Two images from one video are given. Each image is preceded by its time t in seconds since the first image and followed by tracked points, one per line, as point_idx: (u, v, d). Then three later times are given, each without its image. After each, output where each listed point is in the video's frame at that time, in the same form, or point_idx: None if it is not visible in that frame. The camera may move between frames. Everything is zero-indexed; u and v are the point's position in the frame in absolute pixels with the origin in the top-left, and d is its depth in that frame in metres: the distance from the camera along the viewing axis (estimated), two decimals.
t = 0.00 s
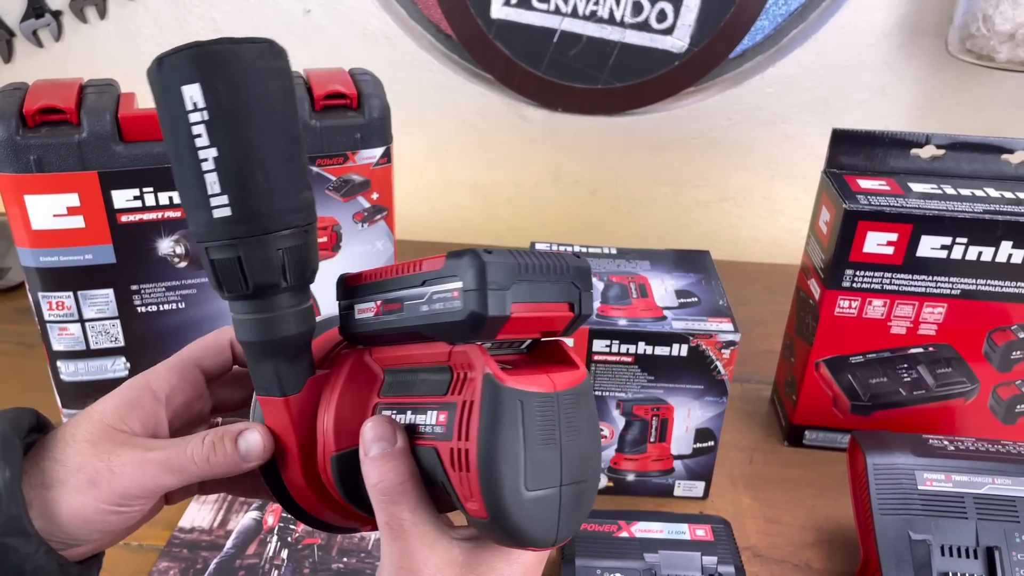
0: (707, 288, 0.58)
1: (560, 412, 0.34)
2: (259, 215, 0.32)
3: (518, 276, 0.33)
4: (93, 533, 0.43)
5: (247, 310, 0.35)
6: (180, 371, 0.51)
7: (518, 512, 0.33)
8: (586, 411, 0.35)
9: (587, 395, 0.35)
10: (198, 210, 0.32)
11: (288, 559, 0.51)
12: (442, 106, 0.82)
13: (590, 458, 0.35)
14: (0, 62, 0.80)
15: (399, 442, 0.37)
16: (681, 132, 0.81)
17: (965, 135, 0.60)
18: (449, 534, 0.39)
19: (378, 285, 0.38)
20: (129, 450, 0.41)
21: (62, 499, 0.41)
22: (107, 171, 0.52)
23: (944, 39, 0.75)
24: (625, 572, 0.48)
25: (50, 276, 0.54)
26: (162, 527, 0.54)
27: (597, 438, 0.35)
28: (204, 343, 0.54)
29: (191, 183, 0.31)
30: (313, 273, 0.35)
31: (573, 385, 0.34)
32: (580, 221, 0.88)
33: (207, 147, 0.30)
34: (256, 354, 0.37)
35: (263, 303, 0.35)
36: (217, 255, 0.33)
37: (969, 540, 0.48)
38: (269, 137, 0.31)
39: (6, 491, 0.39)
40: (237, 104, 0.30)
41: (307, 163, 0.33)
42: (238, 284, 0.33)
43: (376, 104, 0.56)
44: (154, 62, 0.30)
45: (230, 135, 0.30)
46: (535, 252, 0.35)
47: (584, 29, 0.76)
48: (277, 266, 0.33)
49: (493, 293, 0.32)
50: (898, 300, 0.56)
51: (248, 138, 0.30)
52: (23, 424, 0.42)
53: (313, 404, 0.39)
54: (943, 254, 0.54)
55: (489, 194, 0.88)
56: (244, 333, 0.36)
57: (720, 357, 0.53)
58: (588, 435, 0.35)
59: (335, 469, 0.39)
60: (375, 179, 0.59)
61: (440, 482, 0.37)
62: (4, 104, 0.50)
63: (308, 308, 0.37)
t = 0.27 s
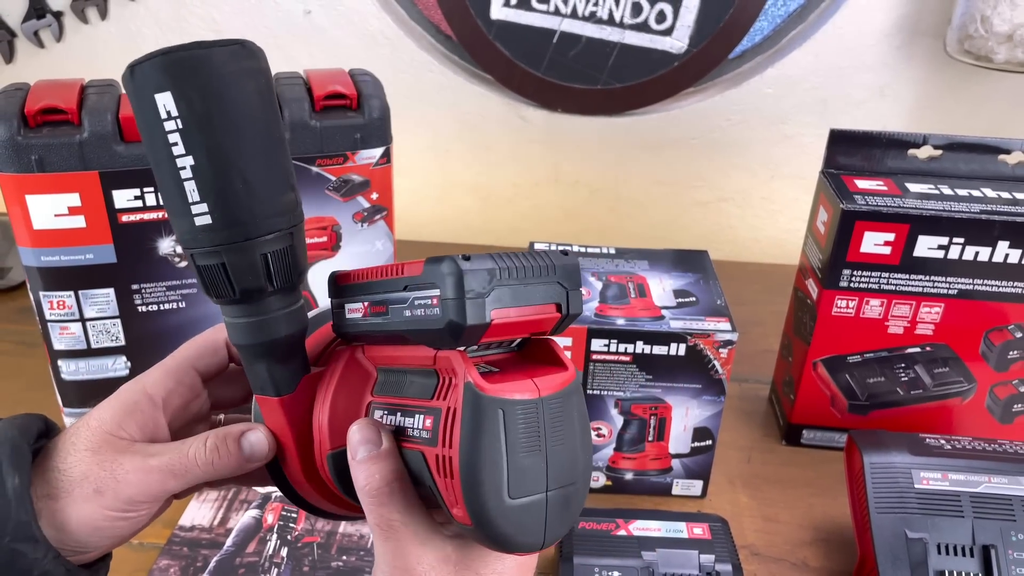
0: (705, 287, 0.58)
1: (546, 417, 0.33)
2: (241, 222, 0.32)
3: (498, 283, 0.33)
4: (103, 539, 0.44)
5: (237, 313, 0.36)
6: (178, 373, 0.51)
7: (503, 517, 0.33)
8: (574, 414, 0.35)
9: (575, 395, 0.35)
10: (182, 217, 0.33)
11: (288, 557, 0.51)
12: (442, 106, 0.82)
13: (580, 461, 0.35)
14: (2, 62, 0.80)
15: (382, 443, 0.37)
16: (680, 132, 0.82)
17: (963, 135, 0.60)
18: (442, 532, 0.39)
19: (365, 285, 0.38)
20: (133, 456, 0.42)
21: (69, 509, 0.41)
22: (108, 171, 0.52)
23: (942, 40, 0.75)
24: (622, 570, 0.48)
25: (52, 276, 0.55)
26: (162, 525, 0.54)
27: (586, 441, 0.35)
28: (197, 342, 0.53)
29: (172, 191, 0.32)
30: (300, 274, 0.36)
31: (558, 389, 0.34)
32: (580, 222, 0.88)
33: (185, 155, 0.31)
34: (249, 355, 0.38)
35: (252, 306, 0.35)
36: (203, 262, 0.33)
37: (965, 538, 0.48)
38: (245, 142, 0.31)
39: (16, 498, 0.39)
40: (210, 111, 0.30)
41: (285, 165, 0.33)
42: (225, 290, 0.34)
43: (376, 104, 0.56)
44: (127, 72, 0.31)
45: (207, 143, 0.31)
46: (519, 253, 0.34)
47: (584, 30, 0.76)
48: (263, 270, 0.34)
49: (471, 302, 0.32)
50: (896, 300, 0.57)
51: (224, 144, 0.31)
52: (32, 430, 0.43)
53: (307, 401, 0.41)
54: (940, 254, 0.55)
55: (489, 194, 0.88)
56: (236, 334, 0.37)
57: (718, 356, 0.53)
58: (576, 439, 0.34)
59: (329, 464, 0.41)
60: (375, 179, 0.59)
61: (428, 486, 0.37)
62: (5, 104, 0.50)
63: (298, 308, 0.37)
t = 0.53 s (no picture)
0: (704, 287, 0.58)
1: (538, 404, 0.33)
2: (235, 216, 0.32)
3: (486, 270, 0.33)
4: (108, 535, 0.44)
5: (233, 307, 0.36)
6: (177, 370, 0.51)
7: (494, 504, 0.33)
8: (568, 401, 0.35)
9: (567, 383, 0.35)
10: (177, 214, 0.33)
11: (288, 555, 0.52)
12: (442, 107, 0.83)
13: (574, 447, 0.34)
14: (3, 62, 0.80)
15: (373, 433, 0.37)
16: (680, 133, 0.82)
17: (962, 136, 0.60)
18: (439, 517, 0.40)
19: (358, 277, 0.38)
20: (135, 452, 0.42)
21: (72, 507, 0.41)
22: (109, 171, 0.52)
23: (942, 41, 0.75)
24: (622, 568, 0.48)
25: (54, 276, 0.55)
26: (163, 523, 0.54)
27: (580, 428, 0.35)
28: (194, 339, 0.53)
29: (167, 188, 0.32)
30: (295, 266, 0.36)
31: (549, 376, 0.34)
32: (580, 223, 0.88)
33: (178, 151, 0.31)
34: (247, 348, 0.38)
35: (248, 300, 0.36)
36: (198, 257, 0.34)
37: (963, 537, 0.48)
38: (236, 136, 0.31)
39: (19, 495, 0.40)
40: (202, 106, 0.30)
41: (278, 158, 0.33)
42: (221, 284, 0.34)
43: (376, 105, 0.57)
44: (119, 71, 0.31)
45: (199, 138, 0.31)
46: (508, 243, 0.34)
47: (584, 31, 0.76)
48: (257, 263, 0.34)
49: (459, 290, 0.32)
50: (894, 300, 0.57)
51: (216, 139, 0.31)
52: (37, 426, 0.43)
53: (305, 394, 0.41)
54: (939, 254, 0.55)
55: (489, 195, 0.88)
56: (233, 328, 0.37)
57: (716, 356, 0.53)
58: (569, 426, 0.34)
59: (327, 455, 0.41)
60: (375, 179, 0.60)
61: (422, 473, 0.37)
62: (8, 104, 0.50)
63: (293, 301, 0.38)
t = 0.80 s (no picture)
0: (703, 288, 0.59)
1: (548, 407, 0.34)
2: (253, 217, 0.33)
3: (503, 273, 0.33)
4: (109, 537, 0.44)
5: (246, 307, 0.36)
6: (185, 372, 0.51)
7: (505, 504, 0.33)
8: (578, 406, 0.35)
9: (577, 388, 0.35)
10: (195, 212, 0.33)
11: (288, 555, 0.52)
12: (443, 108, 0.83)
13: (581, 451, 0.35)
14: (4, 63, 0.81)
15: (385, 433, 0.37)
16: (680, 135, 0.82)
17: (960, 138, 0.61)
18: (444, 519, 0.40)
19: (372, 281, 0.39)
20: (138, 454, 0.42)
21: (74, 509, 0.42)
22: (110, 171, 0.52)
23: (941, 43, 0.75)
24: (621, 568, 0.49)
25: (55, 276, 0.55)
26: (164, 523, 0.54)
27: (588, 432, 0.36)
28: (200, 343, 0.53)
29: (186, 186, 0.33)
30: (309, 269, 0.36)
31: (561, 379, 0.34)
32: (580, 224, 0.88)
33: (200, 151, 0.32)
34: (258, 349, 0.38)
35: (261, 300, 0.36)
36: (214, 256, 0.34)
37: (961, 538, 0.48)
38: (257, 138, 0.32)
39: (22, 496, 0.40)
40: (225, 107, 0.31)
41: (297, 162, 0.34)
42: (236, 284, 0.34)
43: (376, 106, 0.57)
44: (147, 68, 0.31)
45: (221, 138, 0.31)
46: (524, 249, 0.35)
47: (584, 32, 0.76)
48: (272, 265, 0.34)
49: (477, 292, 0.32)
50: (893, 301, 0.57)
51: (238, 140, 0.31)
52: (40, 428, 0.43)
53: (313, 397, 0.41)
54: (937, 255, 0.55)
55: (490, 196, 0.88)
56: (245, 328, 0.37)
57: (715, 356, 0.53)
58: (578, 429, 0.35)
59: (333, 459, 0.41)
60: (375, 180, 0.60)
61: (432, 474, 0.37)
62: (9, 105, 0.50)
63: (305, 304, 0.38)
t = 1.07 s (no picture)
0: (702, 290, 0.59)
1: (592, 427, 0.34)
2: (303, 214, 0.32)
3: (562, 292, 0.34)
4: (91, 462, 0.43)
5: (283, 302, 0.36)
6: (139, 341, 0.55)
7: (546, 522, 0.34)
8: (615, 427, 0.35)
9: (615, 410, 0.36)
10: (240, 202, 0.33)
11: (287, 556, 0.52)
12: (442, 109, 0.83)
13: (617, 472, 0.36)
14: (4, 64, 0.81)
15: (426, 440, 0.37)
16: (678, 136, 0.82)
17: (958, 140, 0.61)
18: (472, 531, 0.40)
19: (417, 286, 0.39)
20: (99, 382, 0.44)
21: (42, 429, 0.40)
22: (109, 173, 0.53)
23: (939, 45, 0.75)
24: (618, 569, 0.49)
25: (54, 277, 0.55)
26: (163, 524, 0.54)
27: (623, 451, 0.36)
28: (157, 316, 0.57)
29: (234, 173, 0.32)
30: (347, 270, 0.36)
31: (606, 400, 0.35)
32: (579, 225, 0.89)
33: (254, 142, 0.31)
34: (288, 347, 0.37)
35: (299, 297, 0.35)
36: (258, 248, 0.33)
37: (958, 539, 0.48)
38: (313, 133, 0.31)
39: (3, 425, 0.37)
40: (284, 101, 0.30)
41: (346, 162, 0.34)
42: (277, 278, 0.34)
43: (375, 107, 0.57)
44: (202, 51, 0.30)
45: (277, 131, 0.31)
46: (579, 268, 0.35)
47: (583, 34, 0.77)
48: (316, 262, 0.34)
49: (537, 308, 0.33)
50: (891, 303, 0.57)
51: (295, 135, 0.31)
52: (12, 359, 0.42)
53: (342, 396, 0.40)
54: (935, 257, 0.55)
55: (489, 197, 0.88)
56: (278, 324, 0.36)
57: (713, 358, 0.54)
58: (615, 449, 0.35)
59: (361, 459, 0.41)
60: (375, 181, 0.60)
61: (470, 487, 0.38)
62: (9, 106, 0.51)
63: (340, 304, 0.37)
